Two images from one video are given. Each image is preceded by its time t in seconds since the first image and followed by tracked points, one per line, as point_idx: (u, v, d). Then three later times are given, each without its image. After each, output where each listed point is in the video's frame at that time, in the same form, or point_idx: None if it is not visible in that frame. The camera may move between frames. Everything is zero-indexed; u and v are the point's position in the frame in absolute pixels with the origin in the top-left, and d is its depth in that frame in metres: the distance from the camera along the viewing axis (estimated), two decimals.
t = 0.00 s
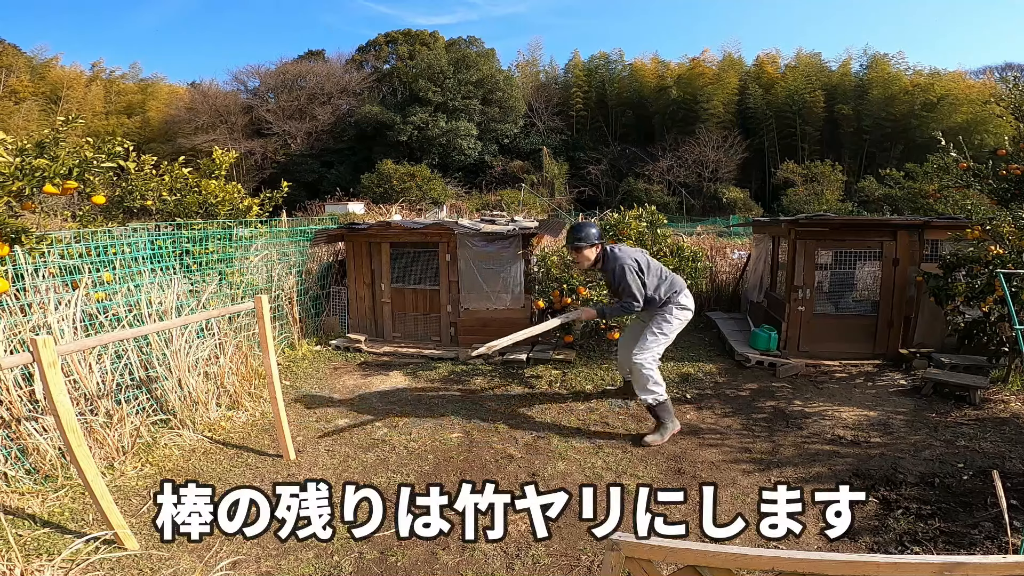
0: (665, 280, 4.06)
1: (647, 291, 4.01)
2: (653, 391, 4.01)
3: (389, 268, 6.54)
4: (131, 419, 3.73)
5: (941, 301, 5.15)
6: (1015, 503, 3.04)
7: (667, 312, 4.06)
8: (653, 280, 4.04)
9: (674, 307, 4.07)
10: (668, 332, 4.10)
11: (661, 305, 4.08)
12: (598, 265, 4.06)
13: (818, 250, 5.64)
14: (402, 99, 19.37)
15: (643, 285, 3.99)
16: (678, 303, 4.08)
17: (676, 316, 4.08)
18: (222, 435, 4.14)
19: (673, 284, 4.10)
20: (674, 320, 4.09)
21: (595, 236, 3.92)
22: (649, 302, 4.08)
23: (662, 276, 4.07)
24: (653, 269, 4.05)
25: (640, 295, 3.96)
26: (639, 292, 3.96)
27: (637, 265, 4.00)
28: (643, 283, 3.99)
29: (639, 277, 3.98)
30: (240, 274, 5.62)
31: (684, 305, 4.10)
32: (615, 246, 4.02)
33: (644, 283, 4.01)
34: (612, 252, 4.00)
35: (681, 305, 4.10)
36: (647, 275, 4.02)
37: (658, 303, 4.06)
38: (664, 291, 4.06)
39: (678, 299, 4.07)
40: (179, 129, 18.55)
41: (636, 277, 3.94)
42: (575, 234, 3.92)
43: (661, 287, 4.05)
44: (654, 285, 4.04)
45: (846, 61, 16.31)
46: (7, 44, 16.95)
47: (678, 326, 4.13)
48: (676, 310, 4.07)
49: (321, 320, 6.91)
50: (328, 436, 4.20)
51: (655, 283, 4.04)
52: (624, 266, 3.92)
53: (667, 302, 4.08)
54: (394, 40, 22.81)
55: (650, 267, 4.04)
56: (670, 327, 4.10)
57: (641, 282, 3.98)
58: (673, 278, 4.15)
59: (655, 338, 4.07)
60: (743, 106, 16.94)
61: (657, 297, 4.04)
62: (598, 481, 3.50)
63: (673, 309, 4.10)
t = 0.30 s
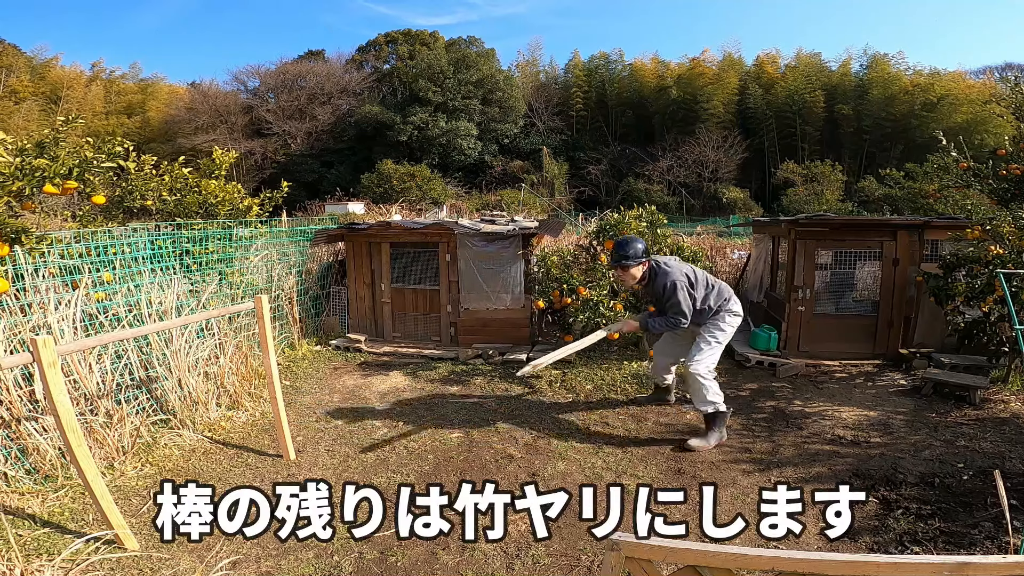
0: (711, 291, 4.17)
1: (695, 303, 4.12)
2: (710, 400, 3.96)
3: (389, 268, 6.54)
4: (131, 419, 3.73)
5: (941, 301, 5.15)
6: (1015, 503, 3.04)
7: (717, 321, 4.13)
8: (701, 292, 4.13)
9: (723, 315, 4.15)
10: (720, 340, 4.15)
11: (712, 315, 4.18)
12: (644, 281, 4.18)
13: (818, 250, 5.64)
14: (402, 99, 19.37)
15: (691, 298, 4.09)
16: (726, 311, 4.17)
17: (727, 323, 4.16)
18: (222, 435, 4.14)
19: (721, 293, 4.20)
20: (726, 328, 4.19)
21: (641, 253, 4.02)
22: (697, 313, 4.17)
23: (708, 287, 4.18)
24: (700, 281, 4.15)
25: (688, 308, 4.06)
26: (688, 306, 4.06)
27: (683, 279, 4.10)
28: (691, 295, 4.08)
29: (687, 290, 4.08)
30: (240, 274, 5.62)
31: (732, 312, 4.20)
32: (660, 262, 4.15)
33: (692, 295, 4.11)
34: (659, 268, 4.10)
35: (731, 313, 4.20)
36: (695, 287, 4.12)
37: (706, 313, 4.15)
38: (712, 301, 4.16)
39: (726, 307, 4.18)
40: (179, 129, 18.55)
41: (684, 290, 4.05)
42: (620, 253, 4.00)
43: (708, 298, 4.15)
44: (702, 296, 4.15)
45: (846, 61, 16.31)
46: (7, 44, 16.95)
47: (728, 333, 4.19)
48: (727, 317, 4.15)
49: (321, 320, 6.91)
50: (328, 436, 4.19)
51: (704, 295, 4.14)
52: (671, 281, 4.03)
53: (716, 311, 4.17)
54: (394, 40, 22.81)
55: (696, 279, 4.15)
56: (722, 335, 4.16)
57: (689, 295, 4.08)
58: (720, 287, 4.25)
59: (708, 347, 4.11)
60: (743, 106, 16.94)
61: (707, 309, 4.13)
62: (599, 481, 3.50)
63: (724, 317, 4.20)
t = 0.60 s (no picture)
0: (755, 284, 4.14)
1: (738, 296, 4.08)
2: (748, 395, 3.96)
3: (389, 268, 6.54)
4: (131, 419, 3.73)
5: (941, 301, 5.15)
6: (1015, 503, 3.04)
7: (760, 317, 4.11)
8: (744, 285, 4.11)
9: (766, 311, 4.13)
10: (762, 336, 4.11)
11: (756, 309, 4.14)
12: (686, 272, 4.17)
13: (818, 250, 5.65)
14: (402, 99, 19.36)
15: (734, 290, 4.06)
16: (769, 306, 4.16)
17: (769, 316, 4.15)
18: (222, 435, 4.13)
19: (764, 288, 4.17)
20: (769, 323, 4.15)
21: (682, 241, 4.02)
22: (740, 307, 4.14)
23: (752, 281, 4.15)
24: (744, 274, 4.13)
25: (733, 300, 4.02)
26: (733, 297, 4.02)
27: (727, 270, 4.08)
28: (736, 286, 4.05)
29: (731, 281, 4.05)
30: (240, 275, 5.62)
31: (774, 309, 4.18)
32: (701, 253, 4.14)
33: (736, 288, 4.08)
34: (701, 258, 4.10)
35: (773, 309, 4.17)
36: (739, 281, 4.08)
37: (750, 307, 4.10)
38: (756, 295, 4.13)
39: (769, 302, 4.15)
40: (179, 129, 18.55)
41: (727, 281, 4.02)
42: (661, 243, 4.02)
43: (751, 291, 4.12)
44: (747, 290, 4.11)
45: (846, 61, 16.31)
46: (7, 44, 16.95)
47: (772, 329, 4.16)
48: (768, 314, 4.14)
49: (321, 320, 6.91)
50: (328, 436, 4.20)
51: (748, 289, 4.10)
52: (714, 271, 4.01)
53: (760, 306, 4.14)
54: (394, 40, 22.82)
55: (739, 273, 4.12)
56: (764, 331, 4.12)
57: (732, 287, 4.05)
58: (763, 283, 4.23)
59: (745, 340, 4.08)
60: (743, 106, 16.94)
61: (751, 302, 4.10)
62: (598, 481, 3.50)
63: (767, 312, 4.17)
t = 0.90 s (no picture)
0: (787, 278, 4.09)
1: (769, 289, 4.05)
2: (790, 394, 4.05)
3: (389, 268, 6.54)
4: (130, 419, 3.73)
5: (941, 301, 5.15)
6: (1015, 503, 3.04)
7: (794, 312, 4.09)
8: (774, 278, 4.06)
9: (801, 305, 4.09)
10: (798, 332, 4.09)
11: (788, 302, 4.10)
12: (714, 266, 4.13)
13: (818, 250, 5.66)
14: (402, 99, 19.35)
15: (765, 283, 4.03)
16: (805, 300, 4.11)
17: (805, 311, 4.11)
18: (222, 435, 4.13)
19: (798, 281, 4.11)
20: (805, 316, 4.10)
21: (710, 237, 3.97)
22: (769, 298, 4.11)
23: (784, 274, 4.10)
24: (773, 266, 4.08)
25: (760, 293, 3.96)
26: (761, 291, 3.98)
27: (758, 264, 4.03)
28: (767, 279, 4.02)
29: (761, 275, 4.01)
30: (240, 275, 5.62)
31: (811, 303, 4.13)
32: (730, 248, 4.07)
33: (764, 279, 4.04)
34: (730, 252, 4.04)
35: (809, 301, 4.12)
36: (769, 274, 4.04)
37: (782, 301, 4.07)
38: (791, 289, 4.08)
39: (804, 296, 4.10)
40: (179, 129, 18.55)
41: (757, 275, 3.97)
42: (687, 237, 4.00)
43: (784, 284, 4.07)
44: (779, 283, 4.06)
45: (846, 61, 16.31)
46: (8, 44, 16.96)
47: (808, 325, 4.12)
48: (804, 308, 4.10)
49: (321, 320, 6.90)
50: (328, 436, 4.20)
51: (780, 282, 4.05)
52: (743, 265, 3.95)
53: (794, 299, 4.10)
54: (394, 40, 22.83)
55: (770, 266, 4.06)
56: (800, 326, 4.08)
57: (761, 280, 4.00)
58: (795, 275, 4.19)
59: (785, 337, 4.07)
60: (743, 106, 16.94)
61: (782, 294, 4.05)
62: (598, 481, 3.50)
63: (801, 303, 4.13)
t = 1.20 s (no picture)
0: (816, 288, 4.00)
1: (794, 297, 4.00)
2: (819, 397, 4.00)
3: (389, 268, 6.54)
4: (130, 419, 3.73)
5: (941, 301, 5.16)
6: (1015, 503, 3.04)
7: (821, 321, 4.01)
8: (799, 285, 3.98)
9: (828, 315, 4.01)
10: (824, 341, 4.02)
11: (814, 311, 4.03)
12: (735, 271, 4.07)
13: (818, 250, 5.66)
14: (402, 99, 19.35)
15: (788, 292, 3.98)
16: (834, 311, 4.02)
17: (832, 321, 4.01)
18: (222, 435, 4.13)
19: (828, 291, 4.01)
20: (833, 326, 4.01)
21: (734, 241, 3.93)
22: (793, 306, 4.05)
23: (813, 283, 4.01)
24: (800, 274, 3.99)
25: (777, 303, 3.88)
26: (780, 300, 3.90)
27: (784, 271, 3.95)
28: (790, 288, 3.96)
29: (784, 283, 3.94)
30: (240, 274, 5.62)
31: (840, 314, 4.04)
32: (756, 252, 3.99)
33: (785, 288, 3.96)
34: (754, 258, 3.97)
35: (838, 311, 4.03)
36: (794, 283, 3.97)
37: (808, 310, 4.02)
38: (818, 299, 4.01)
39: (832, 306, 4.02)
40: (179, 129, 18.56)
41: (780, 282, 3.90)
42: (712, 241, 3.97)
43: (812, 293, 3.99)
44: (806, 293, 3.99)
45: (846, 61, 16.32)
46: (8, 44, 16.96)
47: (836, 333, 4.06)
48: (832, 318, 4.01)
49: (321, 320, 6.90)
50: (328, 436, 4.20)
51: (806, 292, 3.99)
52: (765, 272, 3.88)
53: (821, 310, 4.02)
54: (394, 40, 22.83)
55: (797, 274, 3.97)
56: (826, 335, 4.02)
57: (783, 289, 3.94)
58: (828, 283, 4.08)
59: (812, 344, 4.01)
60: (743, 106, 16.94)
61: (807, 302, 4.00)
62: (598, 481, 3.50)
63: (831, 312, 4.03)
